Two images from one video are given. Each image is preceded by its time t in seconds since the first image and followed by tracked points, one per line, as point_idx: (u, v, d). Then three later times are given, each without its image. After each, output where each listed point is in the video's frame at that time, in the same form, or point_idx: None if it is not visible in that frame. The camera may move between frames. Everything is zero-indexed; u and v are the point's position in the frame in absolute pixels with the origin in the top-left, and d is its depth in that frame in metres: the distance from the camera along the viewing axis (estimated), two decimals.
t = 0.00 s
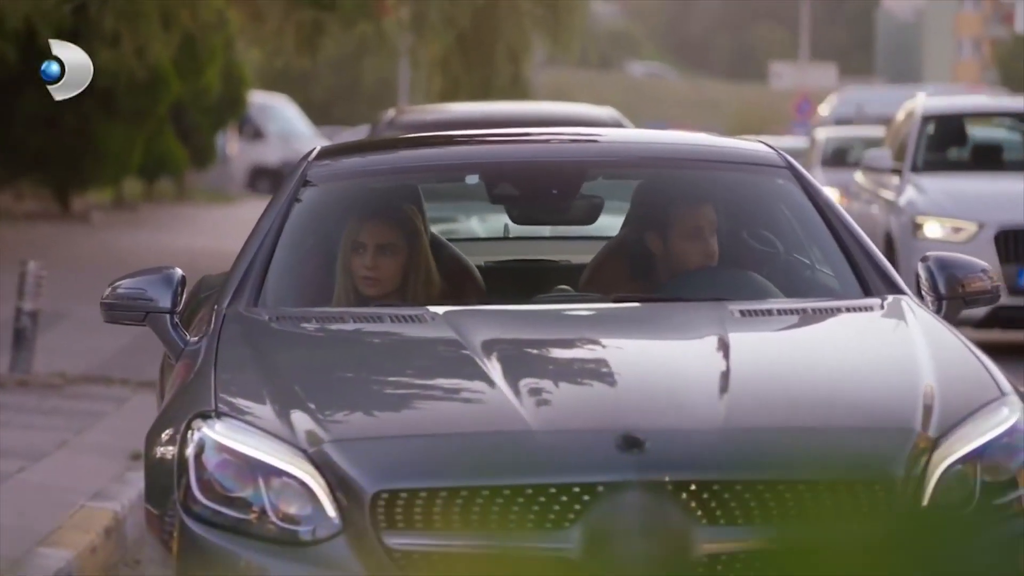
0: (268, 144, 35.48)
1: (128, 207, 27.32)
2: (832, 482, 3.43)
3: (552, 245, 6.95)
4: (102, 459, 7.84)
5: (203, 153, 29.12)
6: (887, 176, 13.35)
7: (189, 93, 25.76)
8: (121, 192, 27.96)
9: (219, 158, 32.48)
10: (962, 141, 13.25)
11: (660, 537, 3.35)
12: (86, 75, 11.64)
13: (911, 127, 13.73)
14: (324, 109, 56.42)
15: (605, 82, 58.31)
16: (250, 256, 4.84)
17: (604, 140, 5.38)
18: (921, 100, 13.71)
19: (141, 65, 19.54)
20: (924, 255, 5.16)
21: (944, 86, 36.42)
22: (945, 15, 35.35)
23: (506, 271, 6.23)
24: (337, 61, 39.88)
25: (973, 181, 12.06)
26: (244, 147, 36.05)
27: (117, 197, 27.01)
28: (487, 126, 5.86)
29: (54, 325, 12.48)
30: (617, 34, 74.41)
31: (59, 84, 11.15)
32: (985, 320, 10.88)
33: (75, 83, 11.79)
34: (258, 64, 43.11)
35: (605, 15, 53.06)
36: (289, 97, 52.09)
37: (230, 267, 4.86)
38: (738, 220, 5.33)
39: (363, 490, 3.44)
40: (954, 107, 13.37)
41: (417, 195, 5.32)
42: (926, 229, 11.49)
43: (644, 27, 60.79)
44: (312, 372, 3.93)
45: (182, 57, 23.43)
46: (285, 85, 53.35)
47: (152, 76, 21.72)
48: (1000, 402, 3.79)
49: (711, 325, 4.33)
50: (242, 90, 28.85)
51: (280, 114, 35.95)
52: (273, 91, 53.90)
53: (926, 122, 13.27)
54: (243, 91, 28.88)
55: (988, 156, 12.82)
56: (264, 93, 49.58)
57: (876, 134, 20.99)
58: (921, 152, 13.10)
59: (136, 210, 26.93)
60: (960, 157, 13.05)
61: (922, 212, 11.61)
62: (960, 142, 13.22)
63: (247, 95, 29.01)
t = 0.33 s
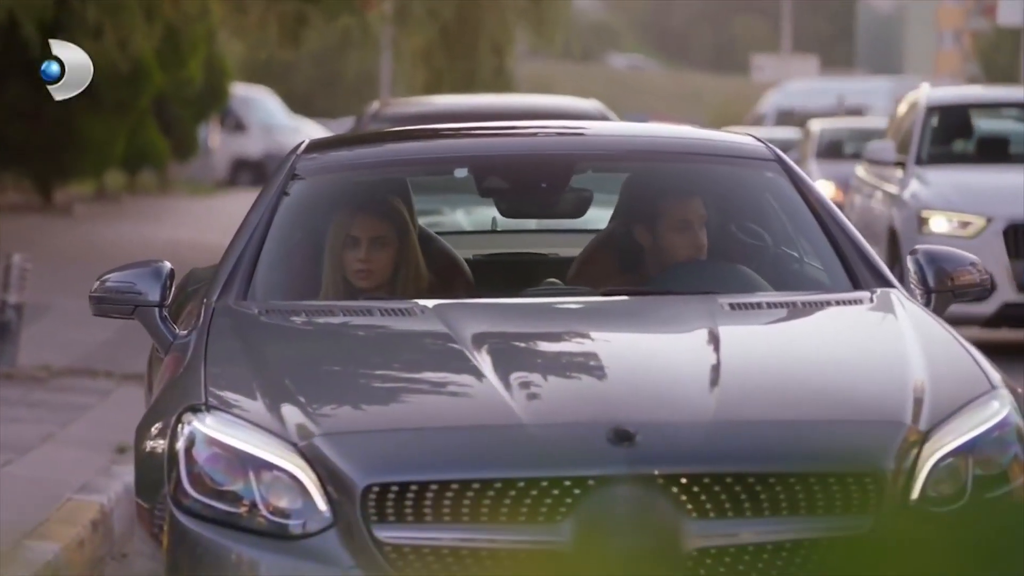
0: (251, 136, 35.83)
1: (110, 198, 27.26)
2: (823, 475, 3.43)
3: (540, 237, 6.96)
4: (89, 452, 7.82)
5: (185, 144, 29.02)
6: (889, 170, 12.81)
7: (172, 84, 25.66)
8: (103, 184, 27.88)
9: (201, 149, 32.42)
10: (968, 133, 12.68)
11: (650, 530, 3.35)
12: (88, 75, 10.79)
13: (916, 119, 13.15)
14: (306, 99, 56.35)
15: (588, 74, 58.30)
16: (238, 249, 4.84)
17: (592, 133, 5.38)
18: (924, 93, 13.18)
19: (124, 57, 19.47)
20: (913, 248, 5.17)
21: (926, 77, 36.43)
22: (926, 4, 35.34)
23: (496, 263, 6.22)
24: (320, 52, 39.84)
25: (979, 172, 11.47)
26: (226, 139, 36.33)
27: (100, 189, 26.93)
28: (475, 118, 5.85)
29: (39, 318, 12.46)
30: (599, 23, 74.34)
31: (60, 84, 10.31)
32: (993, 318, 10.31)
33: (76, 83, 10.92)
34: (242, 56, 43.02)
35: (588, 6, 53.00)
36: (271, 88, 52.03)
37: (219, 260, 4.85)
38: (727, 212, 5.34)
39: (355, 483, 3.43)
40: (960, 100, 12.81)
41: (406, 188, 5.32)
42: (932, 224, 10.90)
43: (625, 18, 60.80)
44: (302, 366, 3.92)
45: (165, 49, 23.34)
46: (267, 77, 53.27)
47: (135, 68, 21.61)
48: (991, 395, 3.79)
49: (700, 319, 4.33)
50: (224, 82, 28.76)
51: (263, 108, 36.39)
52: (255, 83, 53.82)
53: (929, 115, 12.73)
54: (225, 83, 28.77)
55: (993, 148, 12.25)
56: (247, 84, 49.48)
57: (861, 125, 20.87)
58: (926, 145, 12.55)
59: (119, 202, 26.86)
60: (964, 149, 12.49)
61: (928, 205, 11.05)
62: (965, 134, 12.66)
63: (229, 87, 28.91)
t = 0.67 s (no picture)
0: (232, 129, 36.17)
1: (91, 192, 27.19)
2: (814, 470, 3.43)
3: (523, 234, 6.96)
4: (73, 446, 7.81)
5: (166, 138, 28.91)
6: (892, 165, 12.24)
7: (153, 78, 25.58)
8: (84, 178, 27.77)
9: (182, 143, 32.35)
10: (975, 128, 12.12)
11: (642, 525, 3.35)
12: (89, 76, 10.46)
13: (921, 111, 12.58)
14: (287, 94, 56.28)
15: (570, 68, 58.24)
16: (227, 245, 4.84)
17: (580, 129, 5.38)
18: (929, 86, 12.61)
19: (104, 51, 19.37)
20: (901, 243, 5.17)
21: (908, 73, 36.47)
22: None
23: (484, 259, 6.20)
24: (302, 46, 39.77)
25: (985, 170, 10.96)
26: (208, 134, 36.58)
27: (82, 182, 26.86)
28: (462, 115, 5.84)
29: (22, 312, 12.42)
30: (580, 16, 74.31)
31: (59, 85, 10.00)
32: (1003, 321, 9.81)
33: (77, 83, 10.57)
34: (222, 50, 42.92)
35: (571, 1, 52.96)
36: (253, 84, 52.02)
37: (207, 255, 4.85)
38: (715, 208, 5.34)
39: (345, 477, 3.44)
40: (967, 94, 12.26)
41: (393, 182, 5.32)
42: (940, 224, 10.31)
43: (605, 13, 60.77)
44: (291, 361, 3.92)
45: (149, 45, 23.27)
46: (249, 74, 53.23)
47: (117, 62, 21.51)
48: (979, 390, 3.80)
49: (689, 314, 4.33)
50: (206, 75, 28.65)
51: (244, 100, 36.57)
52: (236, 77, 53.70)
53: (934, 107, 12.17)
54: (207, 77, 28.67)
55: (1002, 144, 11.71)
56: (227, 77, 49.36)
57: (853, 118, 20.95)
58: (932, 139, 11.98)
59: (101, 195, 26.79)
60: (970, 145, 11.92)
61: (936, 204, 10.46)
62: (971, 129, 12.10)
63: (211, 81, 28.81)
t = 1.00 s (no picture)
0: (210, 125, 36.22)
1: (71, 187, 27.13)
2: (801, 467, 3.43)
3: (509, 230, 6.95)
4: (55, 444, 7.79)
5: (145, 133, 28.90)
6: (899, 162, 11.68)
7: (133, 73, 25.51)
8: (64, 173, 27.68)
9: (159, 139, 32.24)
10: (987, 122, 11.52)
11: (630, 523, 3.34)
12: (90, 74, 10.47)
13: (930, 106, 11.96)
14: (264, 90, 56.20)
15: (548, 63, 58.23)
16: (213, 242, 4.83)
17: (567, 125, 5.38)
18: (941, 79, 12.02)
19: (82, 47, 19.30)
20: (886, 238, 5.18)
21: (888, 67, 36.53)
22: None
23: (470, 256, 6.19)
24: (281, 42, 39.70)
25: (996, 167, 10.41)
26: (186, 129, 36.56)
27: (62, 178, 26.78)
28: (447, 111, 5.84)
29: (5, 308, 12.43)
30: (560, 11, 74.38)
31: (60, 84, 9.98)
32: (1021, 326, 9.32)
33: (78, 81, 10.56)
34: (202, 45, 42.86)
35: None
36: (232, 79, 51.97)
37: (193, 251, 4.85)
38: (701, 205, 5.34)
39: (332, 476, 3.43)
40: (980, 87, 11.66)
41: (379, 179, 5.31)
42: (950, 223, 9.75)
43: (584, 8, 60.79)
44: (278, 358, 3.92)
45: (129, 41, 23.25)
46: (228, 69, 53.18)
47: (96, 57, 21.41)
48: (968, 386, 3.81)
49: (676, 311, 4.33)
50: (185, 72, 28.58)
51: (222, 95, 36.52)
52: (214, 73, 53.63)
53: (944, 101, 11.59)
54: (185, 72, 28.60)
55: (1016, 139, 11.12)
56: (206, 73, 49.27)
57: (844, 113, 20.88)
58: (942, 133, 11.39)
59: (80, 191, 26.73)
60: (982, 139, 11.32)
61: (946, 204, 9.89)
62: (983, 124, 11.50)
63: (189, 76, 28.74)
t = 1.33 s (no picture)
0: (196, 123, 36.13)
1: (57, 186, 27.07)
2: (794, 467, 3.44)
3: (500, 230, 6.94)
4: (45, 443, 7.79)
5: (131, 132, 28.84)
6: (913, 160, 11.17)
7: (119, 72, 25.45)
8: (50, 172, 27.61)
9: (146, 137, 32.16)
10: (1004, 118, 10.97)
11: (625, 523, 3.34)
12: (88, 74, 10.47)
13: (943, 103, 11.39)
14: (249, 87, 56.11)
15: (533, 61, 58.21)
16: (204, 241, 4.83)
17: (558, 125, 5.39)
18: (956, 73, 11.47)
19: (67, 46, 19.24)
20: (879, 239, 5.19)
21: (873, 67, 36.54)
22: None
23: (461, 256, 6.18)
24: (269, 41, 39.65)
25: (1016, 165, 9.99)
26: (172, 128, 36.48)
27: (47, 176, 26.72)
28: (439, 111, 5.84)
29: None
30: (545, 10, 74.24)
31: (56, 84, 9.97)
32: None
33: (77, 81, 10.55)
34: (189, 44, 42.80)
35: None
36: (217, 76, 51.86)
37: (186, 251, 4.85)
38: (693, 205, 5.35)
39: (327, 476, 3.43)
40: (997, 81, 11.11)
41: (370, 179, 5.31)
42: (969, 223, 9.36)
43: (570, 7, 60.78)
44: (269, 358, 3.91)
45: (115, 40, 23.21)
46: (214, 67, 53.08)
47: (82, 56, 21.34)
48: (960, 387, 3.81)
49: (669, 311, 4.33)
50: (171, 70, 28.52)
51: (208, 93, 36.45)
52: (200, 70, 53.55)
53: (960, 97, 11.05)
54: (171, 71, 28.52)
55: None
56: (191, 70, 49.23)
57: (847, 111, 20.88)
58: (958, 130, 10.84)
59: (65, 189, 26.68)
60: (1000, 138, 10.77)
61: (962, 202, 9.49)
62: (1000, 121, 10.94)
63: (175, 74, 28.68)
